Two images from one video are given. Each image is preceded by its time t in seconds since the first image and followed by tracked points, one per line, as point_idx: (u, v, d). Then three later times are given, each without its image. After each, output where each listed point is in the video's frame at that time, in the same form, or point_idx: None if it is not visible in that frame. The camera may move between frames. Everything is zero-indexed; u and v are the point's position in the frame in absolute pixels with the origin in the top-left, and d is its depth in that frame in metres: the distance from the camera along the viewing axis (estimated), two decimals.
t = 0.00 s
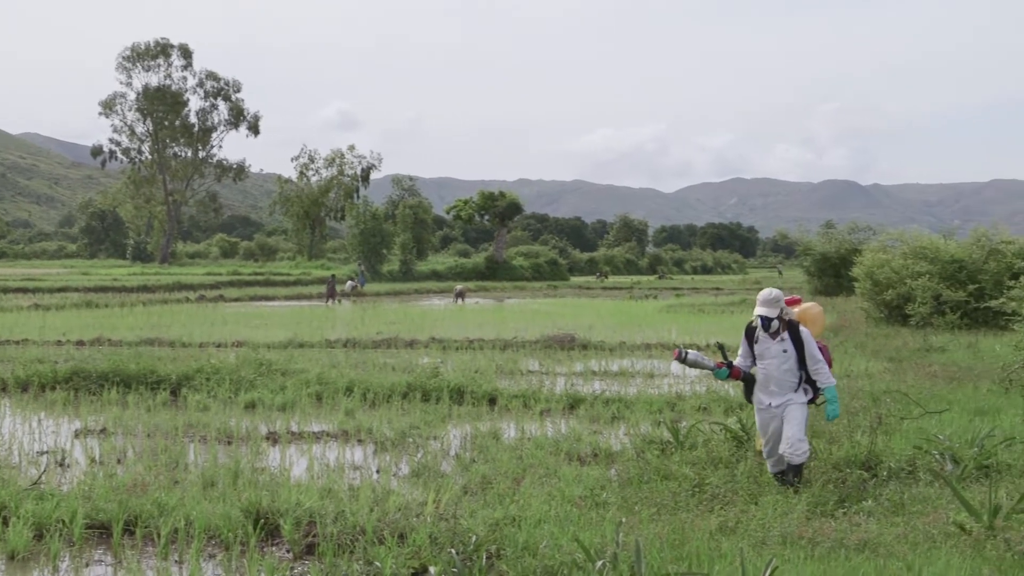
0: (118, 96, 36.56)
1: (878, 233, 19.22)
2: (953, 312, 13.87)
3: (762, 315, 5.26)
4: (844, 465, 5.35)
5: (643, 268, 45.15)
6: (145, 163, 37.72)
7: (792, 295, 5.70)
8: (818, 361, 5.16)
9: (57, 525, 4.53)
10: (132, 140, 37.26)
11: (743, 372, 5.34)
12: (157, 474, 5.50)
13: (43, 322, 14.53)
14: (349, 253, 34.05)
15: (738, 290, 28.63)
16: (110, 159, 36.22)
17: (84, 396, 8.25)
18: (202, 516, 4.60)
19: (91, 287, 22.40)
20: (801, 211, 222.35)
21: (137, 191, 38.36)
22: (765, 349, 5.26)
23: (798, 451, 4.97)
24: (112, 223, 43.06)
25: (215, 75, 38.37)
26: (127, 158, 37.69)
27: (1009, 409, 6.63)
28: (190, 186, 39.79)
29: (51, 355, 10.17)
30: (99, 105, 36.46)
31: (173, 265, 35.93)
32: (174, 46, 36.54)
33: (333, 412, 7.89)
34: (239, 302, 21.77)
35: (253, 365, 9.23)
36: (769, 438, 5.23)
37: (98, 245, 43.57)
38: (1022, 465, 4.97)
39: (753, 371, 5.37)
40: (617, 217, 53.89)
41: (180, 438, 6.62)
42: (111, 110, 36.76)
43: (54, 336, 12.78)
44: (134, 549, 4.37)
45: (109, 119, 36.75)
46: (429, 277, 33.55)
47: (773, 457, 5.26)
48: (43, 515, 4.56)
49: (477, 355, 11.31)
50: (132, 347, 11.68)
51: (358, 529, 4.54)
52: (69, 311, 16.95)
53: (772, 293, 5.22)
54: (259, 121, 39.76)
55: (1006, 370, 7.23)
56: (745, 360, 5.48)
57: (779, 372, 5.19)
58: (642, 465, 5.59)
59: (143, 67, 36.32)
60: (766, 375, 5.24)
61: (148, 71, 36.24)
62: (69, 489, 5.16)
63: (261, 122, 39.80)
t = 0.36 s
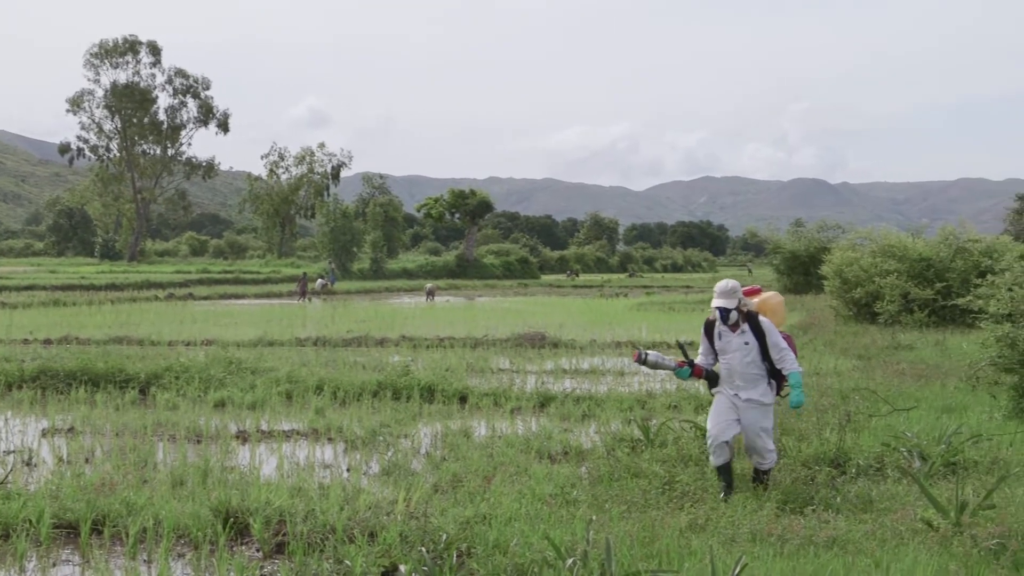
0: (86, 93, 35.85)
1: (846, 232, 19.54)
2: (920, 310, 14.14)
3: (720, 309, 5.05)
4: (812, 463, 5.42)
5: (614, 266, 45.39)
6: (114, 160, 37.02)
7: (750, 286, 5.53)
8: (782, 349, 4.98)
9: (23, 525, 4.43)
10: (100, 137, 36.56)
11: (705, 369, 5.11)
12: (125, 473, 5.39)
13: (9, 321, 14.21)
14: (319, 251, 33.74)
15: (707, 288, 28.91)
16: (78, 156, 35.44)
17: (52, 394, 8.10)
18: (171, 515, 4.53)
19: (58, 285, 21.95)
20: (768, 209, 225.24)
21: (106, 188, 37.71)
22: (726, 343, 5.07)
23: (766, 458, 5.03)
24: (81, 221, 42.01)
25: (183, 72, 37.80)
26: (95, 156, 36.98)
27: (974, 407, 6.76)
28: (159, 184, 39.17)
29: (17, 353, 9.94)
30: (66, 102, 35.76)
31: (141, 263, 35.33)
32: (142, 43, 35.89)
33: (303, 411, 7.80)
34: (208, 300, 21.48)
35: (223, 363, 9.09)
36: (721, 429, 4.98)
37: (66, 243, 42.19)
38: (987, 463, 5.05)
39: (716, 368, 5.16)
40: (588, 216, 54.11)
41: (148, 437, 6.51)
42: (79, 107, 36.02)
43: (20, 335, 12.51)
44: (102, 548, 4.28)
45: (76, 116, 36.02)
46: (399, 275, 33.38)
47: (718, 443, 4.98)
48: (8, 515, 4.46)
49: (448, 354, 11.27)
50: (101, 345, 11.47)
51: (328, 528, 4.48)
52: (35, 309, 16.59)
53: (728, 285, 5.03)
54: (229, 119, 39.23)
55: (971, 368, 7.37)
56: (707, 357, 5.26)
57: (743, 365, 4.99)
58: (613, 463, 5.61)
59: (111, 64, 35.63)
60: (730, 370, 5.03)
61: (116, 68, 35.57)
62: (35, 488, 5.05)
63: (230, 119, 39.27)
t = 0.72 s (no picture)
0: (54, 89, 35.07)
1: (816, 230, 19.78)
2: (890, 307, 14.34)
3: (679, 308, 4.97)
4: (783, 459, 5.48)
5: (585, 263, 45.55)
6: (83, 157, 36.27)
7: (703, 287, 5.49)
8: (741, 349, 4.97)
9: None
10: (69, 134, 35.80)
11: (664, 369, 5.01)
12: (94, 472, 5.29)
13: None
14: (290, 249, 33.41)
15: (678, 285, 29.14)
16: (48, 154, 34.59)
17: (20, 393, 7.94)
18: (141, 514, 4.45)
19: (25, 282, 21.49)
20: (738, 207, 227.72)
21: (75, 185, 36.98)
22: (686, 341, 4.98)
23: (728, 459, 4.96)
24: (48, 218, 40.87)
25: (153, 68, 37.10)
26: (63, 153, 36.19)
27: (942, 403, 6.87)
28: (128, 181, 38.47)
29: None
30: (35, 98, 34.98)
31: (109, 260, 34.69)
32: (112, 39, 35.20)
33: (274, 409, 7.71)
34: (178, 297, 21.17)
35: (194, 361, 8.96)
36: (688, 440, 4.92)
37: (33, 241, 40.93)
38: (955, 459, 5.13)
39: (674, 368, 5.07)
40: (560, 213, 54.17)
41: (117, 435, 6.39)
42: (47, 103, 35.21)
43: None
44: (70, 547, 4.19)
45: (44, 112, 35.24)
46: (371, 273, 33.17)
47: (687, 457, 4.92)
48: None
49: (420, 351, 11.21)
50: (69, 344, 11.24)
51: (299, 527, 4.43)
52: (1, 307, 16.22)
53: (687, 283, 4.96)
54: (199, 115, 38.64)
55: (939, 365, 7.49)
56: (662, 357, 5.15)
57: (703, 364, 4.93)
58: (584, 461, 5.62)
59: (80, 60, 34.90)
60: (689, 369, 4.96)
61: (85, 64, 34.86)
62: None
63: (201, 116, 38.69)
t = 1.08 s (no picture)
0: (17, 88, 34.20)
1: (783, 231, 20.02)
2: (856, 307, 14.55)
3: (656, 318, 4.71)
4: (750, 459, 5.54)
5: (555, 263, 45.65)
6: (48, 157, 35.44)
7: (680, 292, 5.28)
8: (714, 365, 4.75)
9: None
10: (34, 133, 34.92)
11: (630, 378, 4.81)
12: (59, 473, 5.18)
13: None
14: (257, 249, 33.00)
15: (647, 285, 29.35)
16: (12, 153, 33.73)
17: None
18: (107, 515, 4.36)
19: None
20: (705, 207, 230.11)
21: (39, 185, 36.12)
22: (657, 352, 4.74)
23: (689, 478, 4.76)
24: (14, 217, 40.88)
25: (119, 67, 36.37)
26: (28, 152, 35.31)
27: (908, 402, 6.99)
28: (94, 180, 37.67)
29: None
30: None
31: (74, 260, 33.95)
32: (77, 37, 34.42)
33: (242, 409, 7.60)
34: (144, 298, 20.81)
35: (160, 361, 8.81)
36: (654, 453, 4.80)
37: None
38: (920, 458, 5.21)
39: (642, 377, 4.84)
40: (529, 213, 54.21)
41: (82, 436, 6.26)
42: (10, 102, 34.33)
43: None
44: (34, 549, 4.10)
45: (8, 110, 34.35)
46: (339, 273, 32.89)
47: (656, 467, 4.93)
48: None
49: (389, 352, 11.13)
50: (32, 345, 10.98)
51: (267, 527, 4.36)
52: None
53: (666, 292, 4.71)
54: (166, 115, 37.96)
55: (905, 364, 7.62)
56: (630, 364, 4.94)
57: (672, 378, 4.71)
58: (553, 461, 5.62)
59: (44, 59, 34.09)
60: (657, 381, 4.74)
61: (49, 63, 34.05)
62: None
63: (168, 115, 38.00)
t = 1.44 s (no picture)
0: None
1: (751, 232, 20.23)
2: (823, 307, 14.75)
3: (620, 319, 4.66)
4: (718, 458, 5.60)
5: (524, 263, 45.69)
6: (11, 156, 34.56)
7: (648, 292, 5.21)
8: (682, 364, 4.69)
9: None
10: None
11: (599, 380, 4.73)
12: (21, 475, 5.05)
13: None
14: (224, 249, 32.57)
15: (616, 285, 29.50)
16: None
17: None
18: (72, 517, 4.27)
19: None
20: (674, 207, 232.12)
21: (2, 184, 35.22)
22: (624, 353, 4.69)
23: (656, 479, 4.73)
24: None
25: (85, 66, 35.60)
26: None
27: (875, 402, 7.09)
28: (59, 179, 36.84)
29: None
30: None
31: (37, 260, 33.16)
32: (42, 35, 33.60)
33: (210, 410, 7.49)
34: (110, 298, 20.41)
35: (127, 362, 8.67)
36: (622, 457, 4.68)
37: None
38: (886, 457, 5.28)
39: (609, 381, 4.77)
40: (498, 213, 54.21)
41: (47, 437, 6.13)
42: None
43: None
44: None
45: None
46: (308, 273, 32.57)
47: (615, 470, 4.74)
48: None
49: (358, 352, 11.04)
50: None
51: (235, 529, 4.29)
52: None
53: (628, 292, 4.67)
54: (133, 114, 37.25)
55: (872, 363, 7.73)
56: (597, 366, 4.84)
57: (640, 379, 4.65)
58: (522, 461, 5.62)
59: (8, 56, 33.22)
60: (625, 383, 4.67)
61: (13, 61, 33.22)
62: None
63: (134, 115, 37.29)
